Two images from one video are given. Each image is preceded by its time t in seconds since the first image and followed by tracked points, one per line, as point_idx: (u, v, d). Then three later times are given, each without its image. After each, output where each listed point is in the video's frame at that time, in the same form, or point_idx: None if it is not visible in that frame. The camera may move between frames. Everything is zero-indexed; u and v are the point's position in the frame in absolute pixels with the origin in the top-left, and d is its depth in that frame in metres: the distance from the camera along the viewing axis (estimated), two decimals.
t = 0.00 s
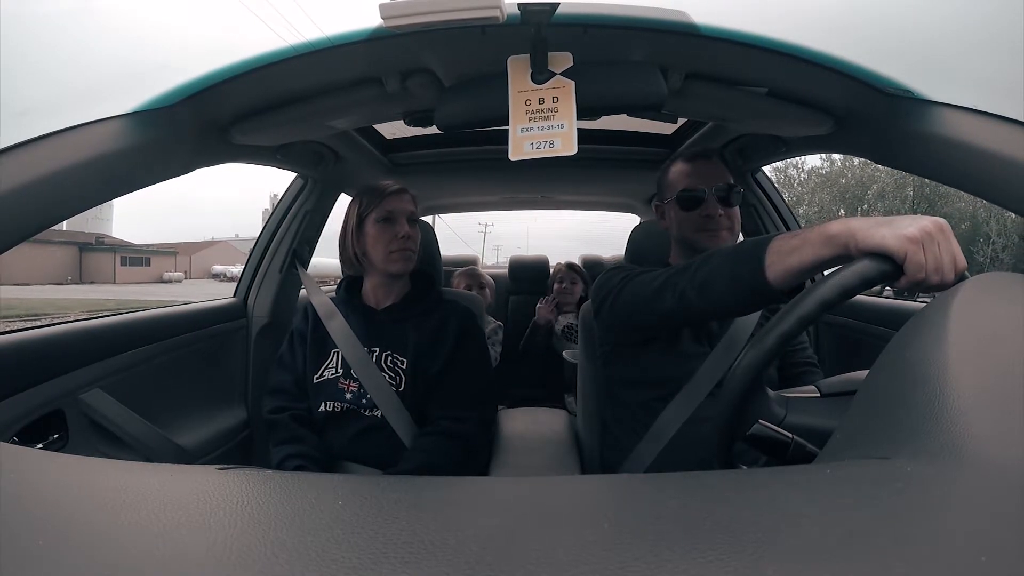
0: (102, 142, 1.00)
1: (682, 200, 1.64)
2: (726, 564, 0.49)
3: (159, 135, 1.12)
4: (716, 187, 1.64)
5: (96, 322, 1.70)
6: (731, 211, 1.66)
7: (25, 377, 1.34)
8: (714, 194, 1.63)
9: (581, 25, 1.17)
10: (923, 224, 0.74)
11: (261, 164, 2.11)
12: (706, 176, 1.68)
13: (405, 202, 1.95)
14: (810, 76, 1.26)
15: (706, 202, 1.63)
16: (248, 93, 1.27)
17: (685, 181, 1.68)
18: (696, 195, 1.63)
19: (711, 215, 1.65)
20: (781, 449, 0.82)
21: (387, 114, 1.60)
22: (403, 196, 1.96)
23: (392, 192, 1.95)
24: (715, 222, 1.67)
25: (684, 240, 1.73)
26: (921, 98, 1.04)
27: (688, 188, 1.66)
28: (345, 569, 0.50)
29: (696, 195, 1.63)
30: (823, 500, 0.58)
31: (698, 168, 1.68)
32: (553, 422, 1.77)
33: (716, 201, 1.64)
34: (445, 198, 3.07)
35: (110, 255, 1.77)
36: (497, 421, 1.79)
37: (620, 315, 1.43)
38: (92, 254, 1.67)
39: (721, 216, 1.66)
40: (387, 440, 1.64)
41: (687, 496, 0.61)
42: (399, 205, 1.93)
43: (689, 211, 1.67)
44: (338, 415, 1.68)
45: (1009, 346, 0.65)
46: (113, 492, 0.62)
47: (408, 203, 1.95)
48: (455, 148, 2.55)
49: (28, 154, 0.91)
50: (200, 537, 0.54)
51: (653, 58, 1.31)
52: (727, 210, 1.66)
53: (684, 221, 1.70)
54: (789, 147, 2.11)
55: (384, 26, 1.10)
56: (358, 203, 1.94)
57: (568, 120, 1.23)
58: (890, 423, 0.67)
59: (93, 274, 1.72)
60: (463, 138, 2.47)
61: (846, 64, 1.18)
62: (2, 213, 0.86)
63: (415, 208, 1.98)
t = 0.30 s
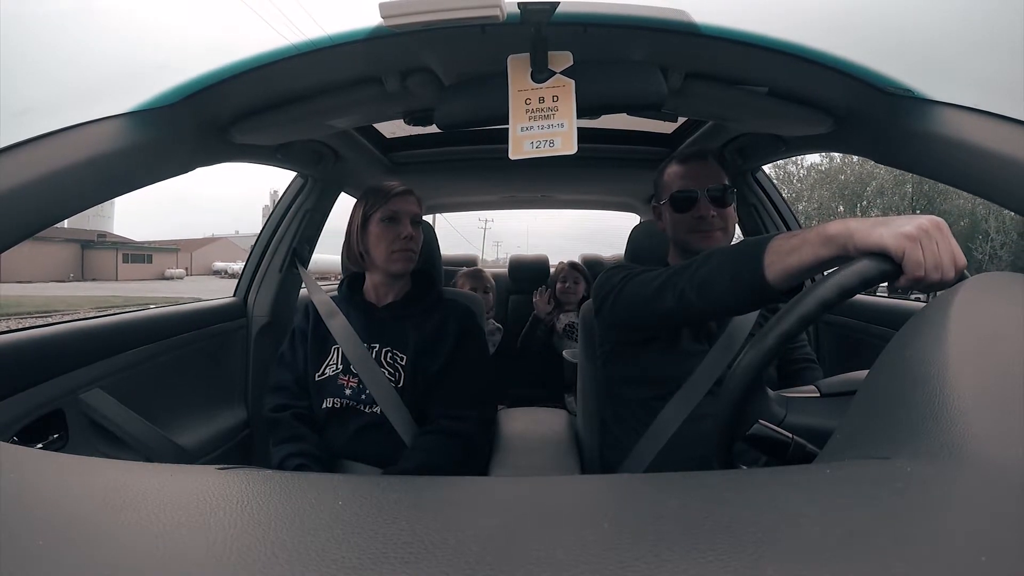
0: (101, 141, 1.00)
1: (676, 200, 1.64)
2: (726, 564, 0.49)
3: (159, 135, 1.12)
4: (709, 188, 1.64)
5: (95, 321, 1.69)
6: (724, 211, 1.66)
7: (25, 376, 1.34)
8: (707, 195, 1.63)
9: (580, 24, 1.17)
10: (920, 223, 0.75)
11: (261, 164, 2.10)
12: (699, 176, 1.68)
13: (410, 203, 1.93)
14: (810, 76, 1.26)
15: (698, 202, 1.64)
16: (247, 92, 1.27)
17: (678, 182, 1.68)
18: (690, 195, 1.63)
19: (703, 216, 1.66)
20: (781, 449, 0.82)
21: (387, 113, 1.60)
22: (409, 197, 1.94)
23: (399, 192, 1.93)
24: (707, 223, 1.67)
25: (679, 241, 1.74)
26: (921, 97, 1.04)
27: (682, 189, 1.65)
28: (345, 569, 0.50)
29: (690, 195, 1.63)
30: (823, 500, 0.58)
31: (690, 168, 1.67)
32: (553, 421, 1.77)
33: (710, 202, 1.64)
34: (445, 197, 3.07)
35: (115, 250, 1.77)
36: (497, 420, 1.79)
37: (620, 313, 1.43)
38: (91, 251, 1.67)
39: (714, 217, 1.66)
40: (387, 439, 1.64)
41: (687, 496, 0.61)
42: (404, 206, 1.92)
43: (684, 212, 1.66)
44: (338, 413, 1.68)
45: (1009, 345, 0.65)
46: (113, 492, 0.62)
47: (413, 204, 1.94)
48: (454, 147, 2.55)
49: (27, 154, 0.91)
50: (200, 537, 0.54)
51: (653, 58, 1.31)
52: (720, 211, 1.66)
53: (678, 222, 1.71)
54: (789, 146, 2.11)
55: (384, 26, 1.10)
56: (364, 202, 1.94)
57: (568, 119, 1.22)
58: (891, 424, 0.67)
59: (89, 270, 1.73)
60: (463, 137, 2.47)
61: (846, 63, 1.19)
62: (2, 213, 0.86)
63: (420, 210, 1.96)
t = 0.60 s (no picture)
0: (102, 141, 1.00)
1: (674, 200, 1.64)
2: (727, 564, 0.49)
3: (158, 135, 1.12)
4: (709, 186, 1.63)
5: (95, 320, 1.69)
6: (723, 208, 1.66)
7: (25, 376, 1.34)
8: (706, 194, 1.62)
9: (581, 24, 1.17)
10: (921, 222, 0.75)
11: (261, 163, 2.10)
12: (699, 175, 1.67)
13: (406, 201, 1.94)
14: (809, 76, 1.26)
15: (697, 200, 1.63)
16: (247, 92, 1.27)
17: (678, 181, 1.68)
18: (689, 193, 1.63)
19: (703, 213, 1.65)
20: (781, 449, 0.82)
21: (387, 113, 1.60)
22: (405, 196, 1.95)
23: (394, 191, 1.93)
24: (706, 220, 1.67)
25: (679, 240, 1.73)
26: (921, 97, 1.04)
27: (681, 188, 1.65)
28: (345, 568, 0.50)
29: (688, 195, 1.63)
30: (824, 500, 0.58)
31: (691, 168, 1.67)
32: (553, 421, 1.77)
33: (709, 200, 1.63)
34: (445, 197, 3.07)
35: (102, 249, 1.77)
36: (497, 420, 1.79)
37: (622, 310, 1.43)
38: (87, 250, 1.67)
39: (713, 214, 1.66)
40: (387, 439, 1.64)
41: (687, 495, 0.61)
42: (399, 203, 1.92)
43: (682, 210, 1.66)
44: (339, 411, 1.68)
45: (1009, 345, 0.65)
46: (113, 491, 0.62)
47: (409, 203, 1.94)
48: (454, 147, 2.55)
49: (27, 153, 0.91)
50: (199, 537, 0.54)
51: (653, 58, 1.31)
52: (719, 209, 1.66)
53: (677, 220, 1.70)
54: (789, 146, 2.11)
55: (384, 26, 1.10)
56: (365, 201, 1.97)
57: (568, 119, 1.22)
58: (890, 423, 0.67)
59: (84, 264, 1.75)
60: (464, 137, 2.47)
61: (846, 63, 1.19)
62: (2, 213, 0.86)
63: (416, 209, 1.97)
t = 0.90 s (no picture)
0: (102, 141, 1.00)
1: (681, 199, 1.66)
2: (726, 564, 0.49)
3: (158, 135, 1.12)
4: (714, 186, 1.65)
5: (95, 321, 1.69)
6: (727, 208, 1.67)
7: (25, 376, 1.34)
8: (711, 193, 1.64)
9: (581, 24, 1.17)
10: (928, 222, 0.75)
11: (261, 163, 2.10)
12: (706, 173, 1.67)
13: (402, 201, 1.94)
14: (810, 76, 1.26)
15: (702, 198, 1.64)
16: (247, 92, 1.27)
17: (684, 180, 1.68)
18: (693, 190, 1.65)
19: (708, 211, 1.66)
20: (781, 448, 0.82)
21: (386, 114, 1.60)
22: (401, 196, 1.94)
23: (389, 192, 1.93)
24: (713, 218, 1.68)
25: (683, 239, 1.73)
26: (921, 98, 1.04)
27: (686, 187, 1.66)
28: (345, 569, 0.50)
29: (694, 194, 1.65)
30: (823, 500, 0.58)
31: (699, 168, 1.67)
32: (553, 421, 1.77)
33: (714, 199, 1.65)
34: (445, 197, 3.07)
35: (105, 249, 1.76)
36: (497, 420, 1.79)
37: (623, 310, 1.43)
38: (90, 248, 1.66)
39: (718, 212, 1.67)
40: (387, 439, 1.64)
41: (688, 495, 0.61)
42: (394, 204, 1.92)
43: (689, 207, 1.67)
44: (339, 411, 1.68)
45: (1009, 345, 0.65)
46: (113, 492, 0.62)
47: (405, 203, 1.94)
48: (454, 147, 2.56)
49: (27, 153, 0.91)
50: (198, 537, 0.54)
51: (653, 58, 1.31)
52: (724, 208, 1.67)
53: (681, 219, 1.71)
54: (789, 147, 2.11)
55: (384, 26, 1.10)
56: (364, 200, 1.97)
57: (568, 119, 1.22)
58: (890, 424, 0.67)
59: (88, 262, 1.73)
60: (464, 137, 2.47)
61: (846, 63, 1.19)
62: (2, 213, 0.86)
63: (412, 210, 1.96)
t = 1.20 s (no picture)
0: (102, 141, 1.00)
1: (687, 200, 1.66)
2: (726, 564, 0.49)
3: (158, 136, 1.12)
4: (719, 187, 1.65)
5: (95, 321, 1.69)
6: (732, 211, 1.67)
7: (25, 376, 1.34)
8: (716, 195, 1.64)
9: (582, 24, 1.17)
10: (930, 222, 0.75)
11: (261, 163, 2.10)
12: (712, 176, 1.68)
13: (400, 203, 1.94)
14: (810, 76, 1.26)
15: (709, 200, 1.64)
16: (248, 92, 1.27)
17: (689, 180, 1.68)
18: (700, 193, 1.64)
19: (714, 214, 1.66)
20: (781, 448, 0.82)
21: (387, 114, 1.60)
22: (399, 197, 1.95)
23: (390, 192, 1.95)
24: (717, 221, 1.68)
25: (685, 239, 1.73)
26: (921, 98, 1.04)
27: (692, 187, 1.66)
28: (346, 569, 0.50)
29: (700, 195, 1.64)
30: (823, 500, 0.58)
31: (704, 168, 1.68)
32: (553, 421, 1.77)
33: (719, 201, 1.65)
34: (445, 197, 3.07)
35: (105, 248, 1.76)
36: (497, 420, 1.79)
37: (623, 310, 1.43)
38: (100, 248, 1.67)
39: (723, 215, 1.67)
40: (387, 439, 1.64)
41: (688, 495, 0.61)
42: (392, 206, 1.92)
43: (694, 209, 1.66)
44: (339, 411, 1.68)
45: (1009, 345, 0.65)
46: (113, 491, 0.62)
47: (403, 204, 1.94)
48: (454, 147, 2.56)
49: (28, 153, 0.91)
50: (199, 537, 0.54)
51: (653, 58, 1.31)
52: (729, 210, 1.67)
53: (685, 220, 1.70)
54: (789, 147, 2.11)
55: (385, 26, 1.10)
56: (362, 202, 1.98)
57: (568, 119, 1.22)
58: (890, 423, 0.67)
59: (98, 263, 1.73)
60: (464, 137, 2.47)
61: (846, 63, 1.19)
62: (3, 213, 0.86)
63: (412, 211, 1.97)
